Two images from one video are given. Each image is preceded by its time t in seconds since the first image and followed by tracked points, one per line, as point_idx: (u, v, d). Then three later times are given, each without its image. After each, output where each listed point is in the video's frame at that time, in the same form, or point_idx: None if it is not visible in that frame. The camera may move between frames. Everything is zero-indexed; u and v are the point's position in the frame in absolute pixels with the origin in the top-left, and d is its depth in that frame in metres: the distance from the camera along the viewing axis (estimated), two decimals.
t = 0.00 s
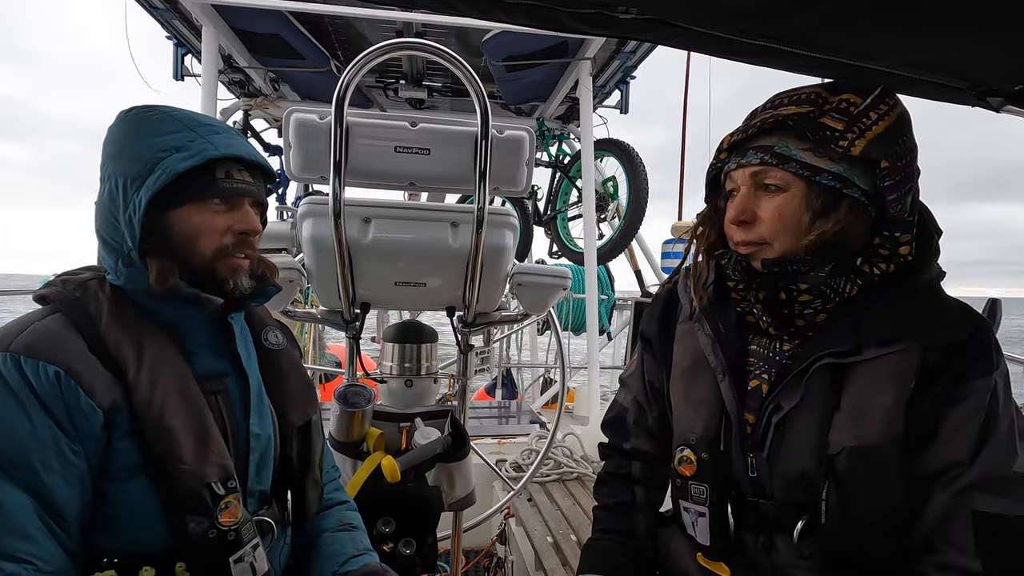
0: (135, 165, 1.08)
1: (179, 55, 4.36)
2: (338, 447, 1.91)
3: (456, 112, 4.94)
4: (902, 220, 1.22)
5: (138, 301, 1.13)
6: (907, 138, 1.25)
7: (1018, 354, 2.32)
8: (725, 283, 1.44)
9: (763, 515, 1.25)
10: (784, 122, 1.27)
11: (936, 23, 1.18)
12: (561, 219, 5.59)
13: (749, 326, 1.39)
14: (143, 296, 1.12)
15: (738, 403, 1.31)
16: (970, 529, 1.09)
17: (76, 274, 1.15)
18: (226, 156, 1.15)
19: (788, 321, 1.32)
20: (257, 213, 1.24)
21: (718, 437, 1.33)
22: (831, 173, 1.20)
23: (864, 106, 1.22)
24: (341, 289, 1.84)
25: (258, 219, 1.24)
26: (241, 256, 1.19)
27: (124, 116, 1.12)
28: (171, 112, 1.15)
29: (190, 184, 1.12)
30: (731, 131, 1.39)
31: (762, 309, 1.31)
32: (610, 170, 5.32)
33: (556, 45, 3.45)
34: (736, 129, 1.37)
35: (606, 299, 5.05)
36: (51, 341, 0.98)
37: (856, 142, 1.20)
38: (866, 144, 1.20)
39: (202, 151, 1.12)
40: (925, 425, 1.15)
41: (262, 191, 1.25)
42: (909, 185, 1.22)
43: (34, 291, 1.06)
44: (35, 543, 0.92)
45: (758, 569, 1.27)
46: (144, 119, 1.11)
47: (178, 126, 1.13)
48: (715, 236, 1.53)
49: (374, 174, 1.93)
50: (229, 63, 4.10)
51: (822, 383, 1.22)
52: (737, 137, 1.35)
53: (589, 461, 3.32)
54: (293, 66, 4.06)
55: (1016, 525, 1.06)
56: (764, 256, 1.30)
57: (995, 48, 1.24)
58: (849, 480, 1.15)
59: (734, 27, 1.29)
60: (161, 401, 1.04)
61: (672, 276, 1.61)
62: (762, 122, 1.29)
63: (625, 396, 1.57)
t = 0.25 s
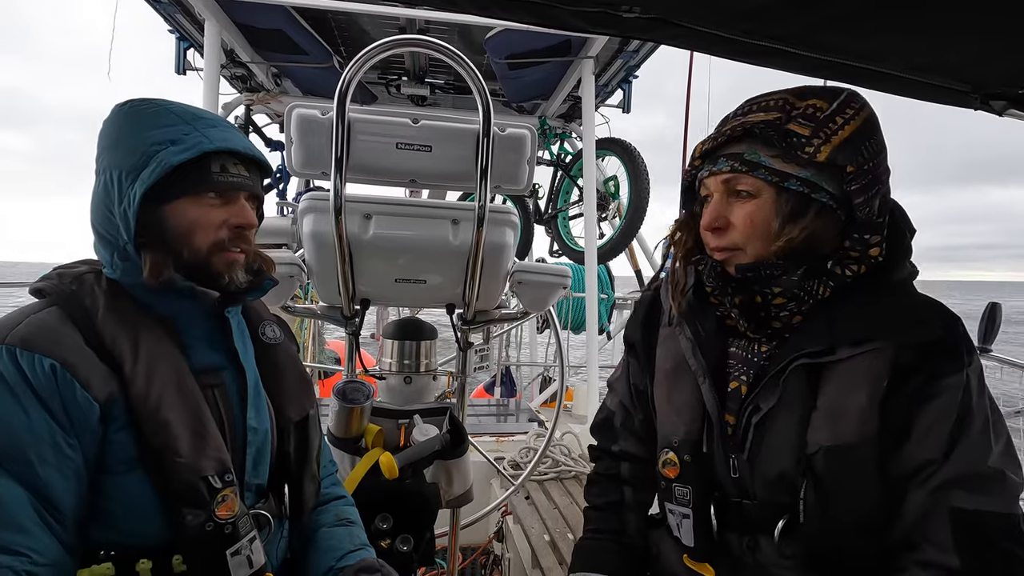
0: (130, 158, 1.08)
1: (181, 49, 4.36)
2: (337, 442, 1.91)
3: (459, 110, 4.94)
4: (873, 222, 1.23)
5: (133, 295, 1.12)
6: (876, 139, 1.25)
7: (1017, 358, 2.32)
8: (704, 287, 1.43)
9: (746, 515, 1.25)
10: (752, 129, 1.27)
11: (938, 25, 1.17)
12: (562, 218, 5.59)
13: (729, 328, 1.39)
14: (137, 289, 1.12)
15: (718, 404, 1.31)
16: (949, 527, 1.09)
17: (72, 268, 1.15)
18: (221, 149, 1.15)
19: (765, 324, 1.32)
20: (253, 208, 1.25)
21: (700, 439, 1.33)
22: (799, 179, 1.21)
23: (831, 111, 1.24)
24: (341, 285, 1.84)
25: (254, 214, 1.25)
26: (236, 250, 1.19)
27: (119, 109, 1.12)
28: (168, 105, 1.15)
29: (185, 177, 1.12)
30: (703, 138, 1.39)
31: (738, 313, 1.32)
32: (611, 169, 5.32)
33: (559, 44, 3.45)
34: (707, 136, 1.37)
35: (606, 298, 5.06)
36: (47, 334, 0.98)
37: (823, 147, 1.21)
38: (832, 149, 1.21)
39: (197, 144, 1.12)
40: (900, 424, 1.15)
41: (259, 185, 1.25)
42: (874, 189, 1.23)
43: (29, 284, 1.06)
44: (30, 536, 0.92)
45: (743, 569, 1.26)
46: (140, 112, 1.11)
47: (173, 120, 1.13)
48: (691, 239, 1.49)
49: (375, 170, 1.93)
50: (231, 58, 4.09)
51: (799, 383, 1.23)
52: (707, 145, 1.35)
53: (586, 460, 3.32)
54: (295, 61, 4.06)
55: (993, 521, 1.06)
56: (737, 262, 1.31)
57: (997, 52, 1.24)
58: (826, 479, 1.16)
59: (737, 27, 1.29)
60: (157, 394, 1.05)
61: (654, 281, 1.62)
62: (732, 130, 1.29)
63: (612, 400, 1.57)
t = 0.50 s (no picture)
0: (127, 153, 1.09)
1: (182, 44, 4.36)
2: (337, 438, 1.92)
3: (460, 107, 4.94)
4: (826, 221, 1.26)
5: (133, 290, 1.13)
6: (829, 139, 1.27)
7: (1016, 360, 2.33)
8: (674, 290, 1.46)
9: (724, 510, 1.26)
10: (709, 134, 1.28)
11: (940, 26, 1.18)
12: (563, 216, 5.59)
13: (700, 328, 1.40)
14: (136, 284, 1.13)
15: (691, 403, 1.32)
16: (917, 513, 1.09)
17: (71, 262, 1.15)
18: (218, 144, 1.15)
19: (733, 322, 1.33)
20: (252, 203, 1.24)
21: (676, 438, 1.33)
22: (755, 180, 1.22)
23: (782, 115, 1.24)
24: (341, 281, 1.84)
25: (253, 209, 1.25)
26: (235, 246, 1.19)
27: (117, 103, 1.12)
28: (166, 99, 1.15)
29: (182, 172, 1.12)
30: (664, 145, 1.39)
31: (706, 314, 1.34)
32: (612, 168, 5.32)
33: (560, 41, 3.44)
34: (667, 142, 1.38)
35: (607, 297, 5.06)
36: (46, 329, 0.98)
37: (774, 149, 1.22)
38: (784, 151, 1.22)
39: (195, 139, 1.12)
40: (862, 414, 1.17)
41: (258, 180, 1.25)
42: (826, 187, 1.24)
43: (28, 279, 1.07)
44: (28, 531, 0.92)
45: (725, 565, 1.27)
46: (138, 106, 1.11)
47: (171, 114, 1.13)
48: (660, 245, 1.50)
49: (376, 167, 1.93)
50: (233, 54, 4.05)
51: (765, 378, 1.24)
52: (666, 152, 1.35)
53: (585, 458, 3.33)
54: (296, 57, 4.05)
55: (960, 506, 1.06)
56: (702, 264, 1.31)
57: (998, 53, 1.24)
58: (793, 472, 1.17)
59: (739, 26, 1.29)
60: (156, 389, 1.05)
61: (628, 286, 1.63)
62: (689, 135, 1.30)
63: (596, 404, 1.58)
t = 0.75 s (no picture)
0: (122, 148, 1.09)
1: (184, 40, 4.36)
2: (337, 435, 1.92)
3: (462, 105, 4.93)
4: (787, 217, 1.28)
5: (130, 287, 1.13)
6: (788, 141, 1.29)
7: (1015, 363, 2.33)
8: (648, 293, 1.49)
9: (701, 506, 1.27)
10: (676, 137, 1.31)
11: (943, 28, 1.17)
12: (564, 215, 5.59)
13: (674, 329, 1.43)
14: (133, 281, 1.13)
15: (666, 403, 1.34)
16: (884, 501, 1.09)
17: (68, 258, 1.15)
18: (213, 139, 1.15)
19: (703, 321, 1.35)
20: (249, 199, 1.24)
21: (654, 438, 1.35)
22: (719, 180, 1.24)
23: (744, 117, 1.27)
24: (341, 278, 1.84)
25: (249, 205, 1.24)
26: (232, 242, 1.18)
27: (112, 98, 1.12)
28: (161, 94, 1.15)
29: (178, 167, 1.12)
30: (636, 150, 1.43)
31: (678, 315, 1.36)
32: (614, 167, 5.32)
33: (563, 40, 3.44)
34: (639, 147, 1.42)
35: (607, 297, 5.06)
36: (43, 326, 0.98)
37: (736, 149, 1.24)
38: (745, 150, 1.24)
39: (190, 134, 1.12)
40: (827, 406, 1.18)
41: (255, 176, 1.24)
42: (786, 186, 1.27)
43: (25, 275, 1.07)
44: (26, 529, 0.92)
45: (706, 561, 1.28)
46: (132, 101, 1.12)
47: (165, 109, 1.13)
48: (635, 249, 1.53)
49: (377, 164, 1.93)
50: (234, 50, 3.93)
51: (735, 374, 1.26)
52: (638, 156, 1.39)
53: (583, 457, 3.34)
54: (298, 54, 4.05)
55: (925, 491, 1.06)
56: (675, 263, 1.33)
57: (1000, 56, 1.24)
58: (763, 465, 1.18)
59: (742, 27, 1.29)
60: (155, 385, 1.05)
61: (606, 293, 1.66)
62: (658, 139, 1.34)
63: (581, 408, 1.60)
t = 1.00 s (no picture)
0: (120, 143, 1.09)
1: (188, 36, 4.36)
2: (335, 433, 1.92)
3: (464, 104, 4.93)
4: (765, 216, 1.29)
5: (127, 283, 1.13)
6: (763, 144, 1.31)
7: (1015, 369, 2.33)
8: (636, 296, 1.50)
9: (691, 507, 1.28)
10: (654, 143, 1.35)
11: (947, 34, 1.17)
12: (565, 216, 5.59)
13: (662, 332, 1.44)
14: (130, 277, 1.13)
15: (655, 404, 1.34)
16: (868, 498, 1.09)
17: (66, 254, 1.15)
18: (211, 135, 1.15)
19: (689, 322, 1.36)
20: (246, 196, 1.24)
21: (644, 440, 1.36)
22: (696, 181, 1.27)
23: (718, 123, 1.31)
24: (341, 276, 1.84)
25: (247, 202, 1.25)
26: (229, 239, 1.19)
27: (111, 93, 1.12)
28: (160, 89, 1.15)
29: (175, 163, 1.12)
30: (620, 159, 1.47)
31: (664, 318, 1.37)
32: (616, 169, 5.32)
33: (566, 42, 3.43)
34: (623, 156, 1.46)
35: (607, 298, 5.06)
36: (40, 321, 0.98)
37: (711, 151, 1.27)
38: (720, 152, 1.26)
39: (188, 130, 1.11)
40: (809, 404, 1.18)
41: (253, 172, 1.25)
42: (763, 184, 1.28)
43: (23, 269, 1.07)
44: (22, 524, 0.93)
45: (698, 562, 1.28)
46: (131, 96, 1.11)
47: (164, 104, 1.13)
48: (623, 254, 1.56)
49: (378, 163, 1.93)
50: (237, 46, 3.94)
51: (720, 374, 1.27)
52: (620, 165, 1.44)
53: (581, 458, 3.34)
54: (301, 52, 4.05)
55: (906, 487, 1.07)
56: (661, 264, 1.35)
57: (1004, 62, 1.24)
58: (748, 464, 1.17)
59: (745, 30, 1.29)
60: (152, 380, 1.05)
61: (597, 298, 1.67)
62: (638, 147, 1.38)
63: (575, 413, 1.61)
